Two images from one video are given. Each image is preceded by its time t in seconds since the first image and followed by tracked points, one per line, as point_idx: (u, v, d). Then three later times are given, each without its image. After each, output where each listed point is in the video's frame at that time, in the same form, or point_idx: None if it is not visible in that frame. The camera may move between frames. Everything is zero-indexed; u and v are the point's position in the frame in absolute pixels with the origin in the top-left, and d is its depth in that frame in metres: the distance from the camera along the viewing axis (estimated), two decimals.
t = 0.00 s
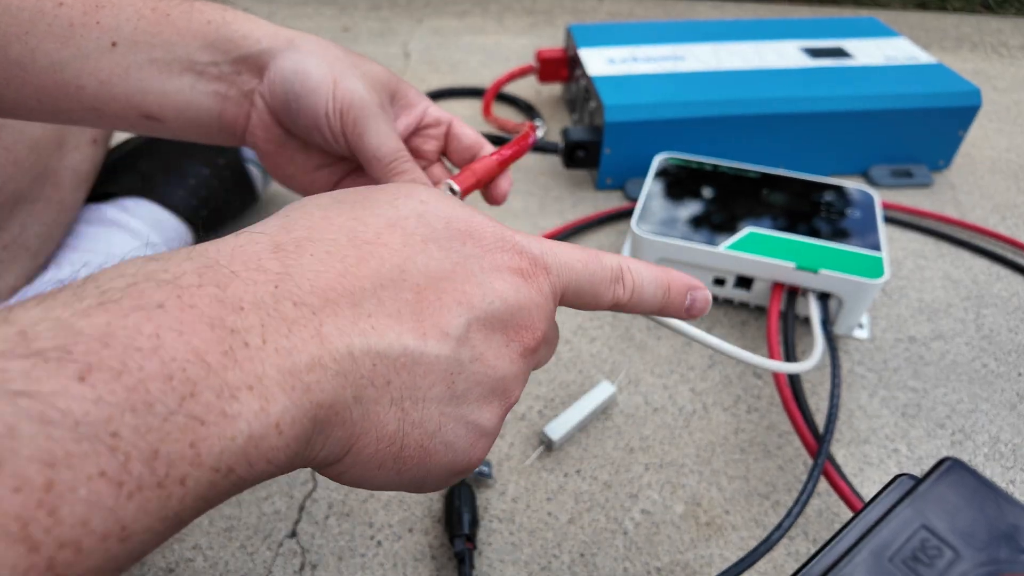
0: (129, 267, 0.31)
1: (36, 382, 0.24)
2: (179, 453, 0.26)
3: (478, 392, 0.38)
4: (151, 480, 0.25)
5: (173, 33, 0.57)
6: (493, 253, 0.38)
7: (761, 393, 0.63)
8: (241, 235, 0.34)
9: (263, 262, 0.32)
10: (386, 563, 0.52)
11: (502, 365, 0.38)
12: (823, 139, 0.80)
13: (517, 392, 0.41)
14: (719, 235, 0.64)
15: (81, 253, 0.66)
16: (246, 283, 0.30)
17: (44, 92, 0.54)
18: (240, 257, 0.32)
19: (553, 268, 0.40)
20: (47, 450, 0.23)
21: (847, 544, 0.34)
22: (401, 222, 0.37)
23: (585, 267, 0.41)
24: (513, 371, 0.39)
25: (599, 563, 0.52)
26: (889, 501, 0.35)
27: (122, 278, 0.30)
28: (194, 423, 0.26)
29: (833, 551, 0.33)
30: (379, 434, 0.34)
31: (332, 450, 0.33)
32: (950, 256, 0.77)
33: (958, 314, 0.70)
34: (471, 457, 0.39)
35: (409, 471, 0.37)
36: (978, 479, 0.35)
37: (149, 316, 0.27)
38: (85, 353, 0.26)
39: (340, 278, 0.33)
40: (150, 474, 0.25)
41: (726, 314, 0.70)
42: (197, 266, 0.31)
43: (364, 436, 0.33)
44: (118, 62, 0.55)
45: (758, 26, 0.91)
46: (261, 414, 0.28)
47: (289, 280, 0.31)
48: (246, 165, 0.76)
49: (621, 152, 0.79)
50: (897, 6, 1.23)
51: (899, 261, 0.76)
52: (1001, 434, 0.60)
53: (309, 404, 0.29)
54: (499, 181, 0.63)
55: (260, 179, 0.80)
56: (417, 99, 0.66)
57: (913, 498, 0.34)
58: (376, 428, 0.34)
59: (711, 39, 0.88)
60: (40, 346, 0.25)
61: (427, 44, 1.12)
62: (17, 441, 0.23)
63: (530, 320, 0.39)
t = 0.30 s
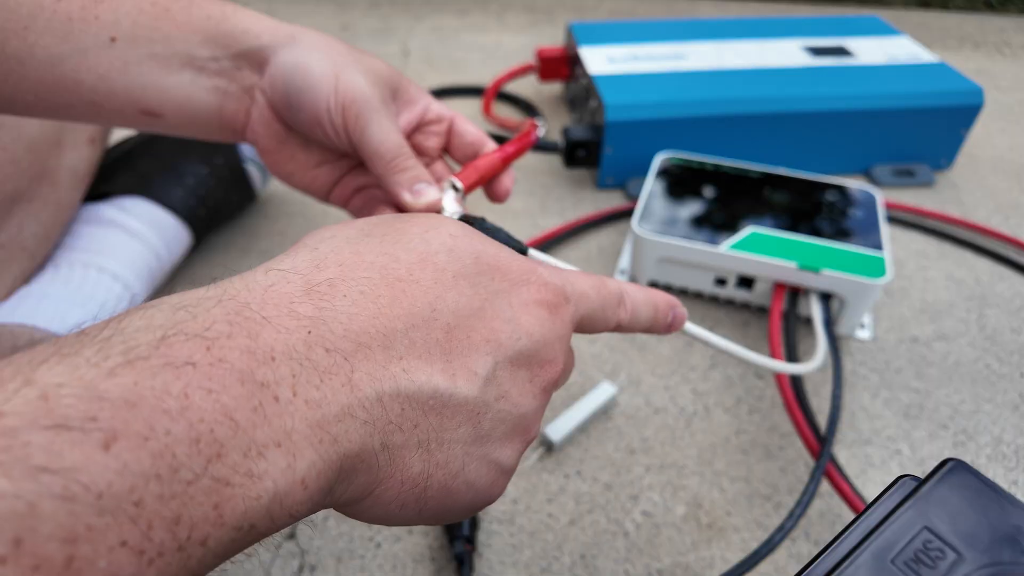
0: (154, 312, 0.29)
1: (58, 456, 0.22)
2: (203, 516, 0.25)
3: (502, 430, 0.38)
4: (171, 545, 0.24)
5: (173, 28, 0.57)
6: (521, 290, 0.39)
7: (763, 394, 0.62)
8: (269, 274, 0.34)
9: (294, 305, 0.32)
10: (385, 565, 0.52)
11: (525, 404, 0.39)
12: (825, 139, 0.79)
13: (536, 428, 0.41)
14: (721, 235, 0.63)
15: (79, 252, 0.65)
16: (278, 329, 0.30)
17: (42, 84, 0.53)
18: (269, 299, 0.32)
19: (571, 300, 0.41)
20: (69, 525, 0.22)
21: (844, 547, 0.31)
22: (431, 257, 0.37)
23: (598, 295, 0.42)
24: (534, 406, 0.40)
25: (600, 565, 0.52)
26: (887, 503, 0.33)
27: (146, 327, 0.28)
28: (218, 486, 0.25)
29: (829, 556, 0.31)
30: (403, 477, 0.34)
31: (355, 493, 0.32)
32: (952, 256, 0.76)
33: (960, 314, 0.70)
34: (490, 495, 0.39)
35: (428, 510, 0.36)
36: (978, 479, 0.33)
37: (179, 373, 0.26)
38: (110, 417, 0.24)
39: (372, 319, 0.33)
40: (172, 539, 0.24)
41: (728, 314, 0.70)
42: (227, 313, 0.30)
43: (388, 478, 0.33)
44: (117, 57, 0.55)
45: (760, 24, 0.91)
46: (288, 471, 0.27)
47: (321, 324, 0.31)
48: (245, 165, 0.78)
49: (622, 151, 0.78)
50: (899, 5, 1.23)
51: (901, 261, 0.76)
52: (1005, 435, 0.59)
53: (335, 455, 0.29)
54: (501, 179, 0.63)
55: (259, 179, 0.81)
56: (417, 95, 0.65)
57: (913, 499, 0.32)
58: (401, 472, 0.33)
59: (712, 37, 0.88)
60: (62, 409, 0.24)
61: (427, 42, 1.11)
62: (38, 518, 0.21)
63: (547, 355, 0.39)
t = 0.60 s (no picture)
0: (143, 282, 0.30)
1: (53, 414, 0.23)
2: (193, 475, 0.26)
3: (485, 402, 0.39)
4: (162, 501, 0.25)
5: (173, 25, 0.57)
6: (509, 266, 0.39)
7: (762, 394, 0.62)
8: (257, 245, 0.33)
9: (279, 277, 0.31)
10: (385, 565, 0.52)
11: (513, 377, 0.40)
12: (824, 139, 0.79)
13: (522, 403, 0.42)
14: (720, 235, 0.63)
15: (79, 252, 0.65)
16: (265, 300, 0.30)
17: (37, 79, 0.54)
18: (256, 270, 0.31)
19: (564, 278, 0.41)
20: (63, 479, 0.23)
21: (844, 546, 0.31)
22: (420, 232, 0.37)
23: (596, 276, 0.42)
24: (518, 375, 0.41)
25: (600, 565, 0.52)
26: (888, 503, 0.33)
27: (136, 296, 0.29)
28: (209, 446, 0.26)
29: (829, 555, 0.31)
30: (387, 445, 0.35)
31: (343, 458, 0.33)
32: (952, 256, 0.76)
33: (960, 314, 0.70)
34: (473, 463, 0.40)
35: (412, 477, 0.38)
36: (980, 481, 0.33)
37: (168, 341, 0.27)
38: (100, 377, 0.25)
39: (358, 292, 0.33)
40: (164, 496, 0.25)
41: (727, 314, 0.70)
42: (215, 284, 0.30)
43: (376, 445, 0.34)
44: (116, 54, 0.55)
45: (759, 24, 0.91)
46: (276, 435, 0.28)
47: (308, 296, 0.31)
48: (245, 165, 0.78)
49: (622, 151, 0.78)
50: (899, 5, 1.23)
51: (901, 261, 0.76)
52: (1004, 434, 0.59)
53: (321, 421, 0.30)
54: (503, 185, 0.63)
55: (259, 179, 0.81)
56: (420, 98, 0.65)
57: (914, 499, 0.32)
58: (386, 439, 0.34)
59: (712, 37, 0.88)
60: (56, 371, 0.25)
61: (427, 42, 1.11)
62: (34, 471, 0.22)
63: (537, 334, 0.40)
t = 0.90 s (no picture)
0: (141, 291, 0.29)
1: (57, 430, 0.24)
2: (195, 486, 0.26)
3: (474, 410, 0.39)
4: (166, 513, 0.25)
5: (178, 21, 0.57)
6: (503, 275, 0.39)
7: (762, 394, 0.63)
8: (256, 250, 0.33)
9: (280, 284, 0.31)
10: (386, 564, 0.52)
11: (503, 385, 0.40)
12: (823, 139, 0.79)
13: (507, 410, 0.42)
14: (720, 235, 0.63)
15: (80, 253, 0.65)
16: (266, 309, 0.30)
17: (35, 74, 0.52)
18: (257, 277, 0.31)
19: (555, 290, 0.41)
20: (69, 496, 0.23)
21: (844, 545, 0.32)
22: (419, 239, 0.36)
23: (581, 288, 0.42)
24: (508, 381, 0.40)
25: (600, 564, 0.52)
26: (888, 502, 0.33)
27: (136, 305, 0.28)
28: (211, 459, 0.26)
29: (829, 554, 0.31)
30: (379, 453, 0.35)
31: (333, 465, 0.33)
32: (952, 256, 0.76)
33: (959, 314, 0.70)
34: (460, 469, 0.40)
35: (400, 482, 0.38)
36: (979, 480, 0.33)
37: (171, 353, 0.27)
38: (101, 393, 0.25)
39: (357, 301, 0.33)
40: (167, 508, 0.25)
41: (727, 314, 0.70)
42: (215, 292, 0.30)
43: (368, 452, 0.34)
44: (118, 49, 0.55)
45: (759, 24, 0.91)
46: (275, 445, 0.28)
47: (308, 305, 0.31)
48: (246, 164, 0.78)
49: (622, 151, 0.79)
50: (898, 5, 1.23)
51: (901, 261, 0.76)
52: (1004, 434, 0.59)
53: (319, 431, 0.30)
54: (506, 188, 0.63)
55: (260, 179, 0.81)
56: (425, 98, 0.65)
57: (914, 498, 0.32)
58: (378, 447, 0.35)
59: (711, 37, 0.88)
60: (58, 387, 0.25)
61: (427, 42, 1.11)
62: (39, 489, 0.23)
63: (528, 341, 0.40)
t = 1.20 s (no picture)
0: (145, 296, 0.29)
1: (62, 436, 0.24)
2: (198, 489, 0.26)
3: (472, 415, 0.39)
4: (169, 514, 0.26)
5: (176, 22, 0.57)
6: (505, 279, 0.38)
7: (762, 394, 0.63)
8: (259, 254, 0.33)
9: (283, 289, 0.31)
10: (386, 564, 0.52)
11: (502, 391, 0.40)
12: (824, 138, 0.79)
13: (508, 413, 0.42)
14: (720, 235, 0.63)
15: (79, 253, 0.65)
16: (269, 315, 0.30)
17: (32, 76, 0.52)
18: (260, 281, 0.31)
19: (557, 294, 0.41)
20: (73, 500, 0.23)
21: (845, 545, 0.32)
22: (421, 244, 0.36)
23: (585, 290, 0.42)
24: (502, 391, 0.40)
25: (600, 564, 0.52)
26: (888, 502, 0.33)
27: (141, 310, 0.28)
28: (214, 462, 0.27)
29: (829, 554, 0.31)
30: (376, 454, 0.35)
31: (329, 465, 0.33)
32: (952, 256, 0.76)
33: (959, 314, 0.70)
34: (455, 471, 0.40)
35: (396, 481, 0.38)
36: (979, 480, 0.33)
37: (176, 358, 0.27)
38: (106, 401, 0.25)
39: (358, 305, 0.32)
40: (170, 511, 0.26)
41: (727, 314, 0.70)
42: (219, 297, 0.30)
43: (365, 454, 0.34)
44: (117, 51, 0.55)
45: (759, 24, 0.91)
46: (276, 449, 0.29)
47: (310, 310, 0.31)
48: (246, 164, 0.78)
49: (622, 151, 0.79)
50: (898, 5, 1.23)
51: (901, 261, 0.76)
52: (1004, 434, 0.59)
53: (319, 434, 0.30)
54: (507, 189, 0.63)
55: (260, 179, 0.81)
56: (426, 100, 0.66)
57: (914, 499, 0.32)
58: (376, 449, 0.35)
59: (711, 37, 0.88)
60: (63, 392, 0.25)
61: (427, 42, 1.12)
62: (44, 494, 0.23)
63: (527, 346, 0.40)
